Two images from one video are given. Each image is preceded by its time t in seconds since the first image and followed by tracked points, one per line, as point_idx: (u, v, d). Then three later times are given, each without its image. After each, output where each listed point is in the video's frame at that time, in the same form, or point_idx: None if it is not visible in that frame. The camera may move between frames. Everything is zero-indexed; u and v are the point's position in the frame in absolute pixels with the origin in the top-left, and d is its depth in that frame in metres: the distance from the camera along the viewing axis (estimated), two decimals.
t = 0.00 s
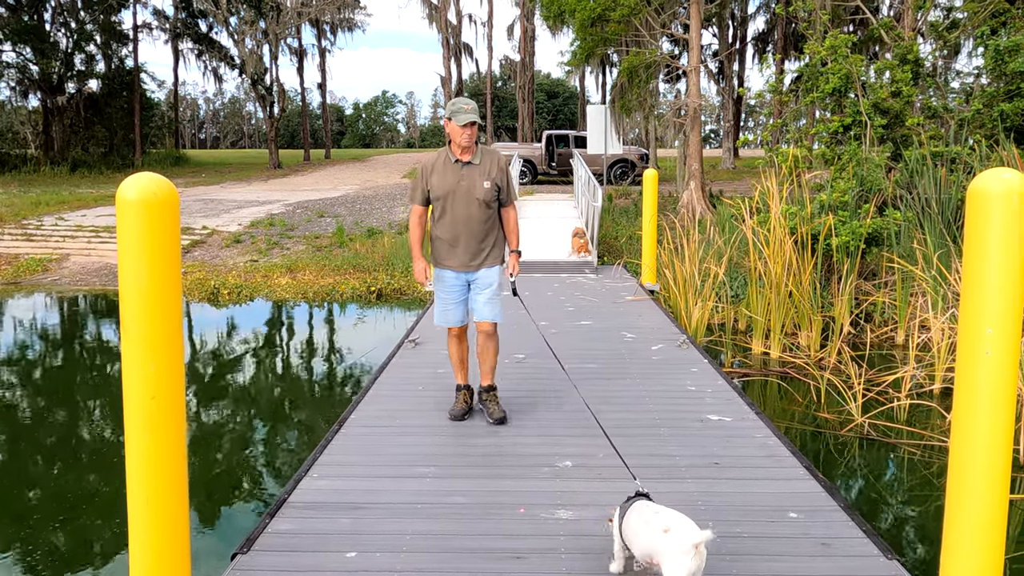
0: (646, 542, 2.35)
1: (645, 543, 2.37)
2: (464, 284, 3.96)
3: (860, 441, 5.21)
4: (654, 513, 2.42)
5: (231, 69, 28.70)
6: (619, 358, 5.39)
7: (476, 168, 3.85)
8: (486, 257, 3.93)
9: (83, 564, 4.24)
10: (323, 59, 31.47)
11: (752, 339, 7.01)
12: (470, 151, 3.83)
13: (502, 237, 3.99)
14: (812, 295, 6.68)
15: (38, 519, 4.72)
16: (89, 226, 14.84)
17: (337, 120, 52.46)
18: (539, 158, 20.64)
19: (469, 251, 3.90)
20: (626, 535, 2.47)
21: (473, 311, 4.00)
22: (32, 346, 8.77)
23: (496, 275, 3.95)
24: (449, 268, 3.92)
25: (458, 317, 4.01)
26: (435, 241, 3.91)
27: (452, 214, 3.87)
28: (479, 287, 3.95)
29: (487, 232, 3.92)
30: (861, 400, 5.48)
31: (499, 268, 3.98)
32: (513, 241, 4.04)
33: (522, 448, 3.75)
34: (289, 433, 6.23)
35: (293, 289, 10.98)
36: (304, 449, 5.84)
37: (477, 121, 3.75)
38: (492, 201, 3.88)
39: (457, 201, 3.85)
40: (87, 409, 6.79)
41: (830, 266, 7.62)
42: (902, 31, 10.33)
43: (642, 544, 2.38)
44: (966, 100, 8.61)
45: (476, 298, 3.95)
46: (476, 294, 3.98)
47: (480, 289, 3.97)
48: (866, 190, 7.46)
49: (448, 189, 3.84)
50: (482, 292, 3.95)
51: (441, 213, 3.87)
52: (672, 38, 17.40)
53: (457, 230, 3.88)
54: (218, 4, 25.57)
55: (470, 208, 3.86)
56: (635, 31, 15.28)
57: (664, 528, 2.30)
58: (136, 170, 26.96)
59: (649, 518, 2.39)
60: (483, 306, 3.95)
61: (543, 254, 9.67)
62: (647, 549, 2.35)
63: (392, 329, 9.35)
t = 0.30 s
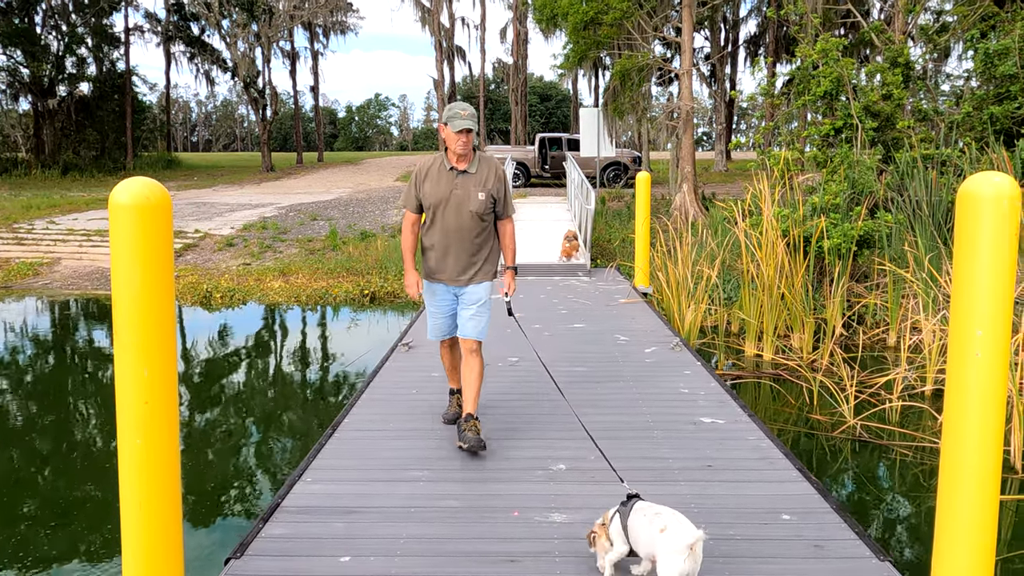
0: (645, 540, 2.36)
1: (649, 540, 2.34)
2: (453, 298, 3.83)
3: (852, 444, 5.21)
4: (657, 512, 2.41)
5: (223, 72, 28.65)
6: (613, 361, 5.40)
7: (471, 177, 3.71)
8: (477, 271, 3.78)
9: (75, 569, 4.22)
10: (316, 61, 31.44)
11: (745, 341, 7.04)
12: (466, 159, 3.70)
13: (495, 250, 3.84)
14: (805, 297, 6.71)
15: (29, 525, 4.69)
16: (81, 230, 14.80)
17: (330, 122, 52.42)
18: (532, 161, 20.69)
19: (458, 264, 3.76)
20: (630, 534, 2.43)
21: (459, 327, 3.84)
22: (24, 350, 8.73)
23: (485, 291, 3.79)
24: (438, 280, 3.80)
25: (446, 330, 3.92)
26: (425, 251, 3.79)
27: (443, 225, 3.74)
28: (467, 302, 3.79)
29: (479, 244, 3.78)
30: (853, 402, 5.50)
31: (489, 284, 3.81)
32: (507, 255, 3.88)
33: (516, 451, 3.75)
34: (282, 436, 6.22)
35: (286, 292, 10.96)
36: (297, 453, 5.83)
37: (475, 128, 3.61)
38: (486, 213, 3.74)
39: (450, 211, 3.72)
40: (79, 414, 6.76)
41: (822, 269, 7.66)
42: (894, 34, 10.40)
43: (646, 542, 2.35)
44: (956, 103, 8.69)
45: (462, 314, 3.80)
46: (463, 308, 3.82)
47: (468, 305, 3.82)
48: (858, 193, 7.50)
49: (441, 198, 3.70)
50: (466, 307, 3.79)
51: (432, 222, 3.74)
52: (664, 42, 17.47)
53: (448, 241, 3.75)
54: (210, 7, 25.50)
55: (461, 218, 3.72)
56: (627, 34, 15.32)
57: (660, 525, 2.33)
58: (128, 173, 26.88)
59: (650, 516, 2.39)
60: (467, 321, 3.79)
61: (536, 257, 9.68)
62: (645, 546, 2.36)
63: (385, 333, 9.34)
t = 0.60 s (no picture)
0: (643, 550, 2.35)
1: (641, 553, 2.35)
2: (452, 309, 3.69)
3: (847, 449, 5.23)
4: (650, 521, 2.42)
5: (218, 79, 28.66)
6: (608, 367, 5.41)
7: (473, 182, 3.56)
8: (475, 283, 3.63)
9: None
10: (311, 68, 31.47)
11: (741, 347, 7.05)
12: (470, 163, 3.56)
13: (497, 262, 3.68)
14: (799, 303, 6.73)
15: (24, 534, 4.66)
16: (76, 237, 14.77)
17: (326, 129, 52.47)
18: (528, 167, 20.72)
19: (455, 274, 3.62)
20: (624, 546, 2.43)
21: (460, 342, 3.70)
22: (18, 358, 8.70)
23: (486, 306, 3.64)
24: (435, 289, 3.66)
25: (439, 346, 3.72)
26: (423, 257, 3.67)
27: (442, 231, 3.61)
28: (467, 317, 3.66)
29: (478, 255, 3.62)
30: (848, 408, 5.51)
31: (490, 298, 3.66)
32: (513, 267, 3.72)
33: (511, 459, 3.75)
34: (278, 443, 6.20)
35: (281, 299, 10.95)
36: (294, 460, 5.82)
37: (480, 130, 3.47)
38: (487, 221, 3.58)
39: (449, 217, 3.58)
40: (74, 422, 6.74)
41: (817, 275, 7.68)
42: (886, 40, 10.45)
43: (639, 554, 2.36)
44: (948, 108, 8.73)
45: (462, 328, 3.66)
46: (464, 323, 3.68)
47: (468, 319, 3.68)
48: (852, 199, 7.52)
49: (440, 202, 3.58)
50: (470, 323, 3.65)
51: (430, 227, 3.62)
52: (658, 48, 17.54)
53: (445, 249, 3.61)
54: (205, 14, 25.56)
55: (460, 225, 3.58)
56: (622, 41, 15.38)
57: (658, 535, 2.32)
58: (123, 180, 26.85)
59: (646, 526, 2.39)
60: (470, 338, 3.66)
61: (531, 263, 9.68)
62: (642, 557, 2.35)
63: (380, 339, 9.34)
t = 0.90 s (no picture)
0: (636, 562, 2.32)
1: (638, 563, 2.31)
2: (446, 321, 3.65)
3: (843, 456, 5.23)
4: (644, 531, 2.39)
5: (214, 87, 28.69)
6: (603, 375, 5.40)
7: (470, 190, 3.53)
8: (470, 294, 3.60)
9: None
10: (308, 76, 31.52)
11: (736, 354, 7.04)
12: (466, 170, 3.53)
13: (493, 272, 3.66)
14: (795, 309, 6.73)
15: (17, 544, 4.63)
16: (71, 245, 14.74)
17: (322, 137, 52.50)
18: (524, 174, 20.74)
19: (450, 284, 3.58)
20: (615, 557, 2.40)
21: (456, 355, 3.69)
22: (13, 366, 8.67)
23: (481, 318, 3.63)
24: (430, 299, 3.62)
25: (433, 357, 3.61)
26: (417, 266, 3.63)
27: (437, 240, 3.57)
28: (462, 328, 3.63)
29: (474, 264, 3.59)
30: (843, 415, 5.51)
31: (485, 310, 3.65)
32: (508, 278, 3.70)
33: (505, 467, 3.74)
34: (274, 452, 6.18)
35: (276, 307, 10.93)
36: (290, 469, 5.79)
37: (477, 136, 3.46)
38: (484, 230, 3.55)
39: (444, 225, 3.54)
40: (69, 431, 6.71)
41: (812, 281, 7.68)
42: (880, 49, 10.50)
43: (632, 564, 2.33)
44: (942, 116, 8.77)
45: (457, 340, 3.65)
46: (459, 336, 3.65)
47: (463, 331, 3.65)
48: (847, 206, 7.53)
49: (436, 209, 3.54)
50: (466, 337, 3.63)
51: (425, 235, 3.58)
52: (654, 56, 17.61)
53: (441, 258, 3.57)
54: (202, 22, 25.64)
55: (455, 234, 3.54)
56: (617, 49, 15.44)
57: (654, 545, 2.30)
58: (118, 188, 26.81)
59: (640, 537, 2.36)
60: (467, 351, 3.64)
61: (526, 271, 9.67)
62: (635, 570, 2.32)
63: (376, 347, 9.32)
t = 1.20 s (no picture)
0: None
1: None
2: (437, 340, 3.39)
3: (837, 464, 5.19)
4: (625, 547, 2.34)
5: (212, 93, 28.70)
6: (596, 382, 5.37)
7: (461, 201, 3.35)
8: (462, 309, 3.40)
9: None
10: (306, 83, 31.56)
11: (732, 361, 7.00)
12: (456, 180, 3.34)
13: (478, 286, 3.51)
14: (790, 316, 6.71)
15: (10, 550, 4.59)
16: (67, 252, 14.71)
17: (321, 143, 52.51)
18: (521, 180, 20.73)
19: (446, 300, 3.35)
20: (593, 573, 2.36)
21: (445, 373, 3.45)
22: (11, 373, 8.66)
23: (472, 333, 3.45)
24: (424, 319, 3.33)
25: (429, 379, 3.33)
26: (405, 283, 3.32)
27: (431, 254, 3.31)
28: (454, 346, 3.41)
29: (466, 278, 3.40)
30: (837, 422, 5.48)
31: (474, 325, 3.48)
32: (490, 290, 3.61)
33: (493, 477, 3.70)
34: (271, 458, 6.13)
35: (272, 313, 10.89)
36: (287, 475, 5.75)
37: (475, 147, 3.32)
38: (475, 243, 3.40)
39: (440, 238, 3.31)
40: (64, 437, 6.68)
41: (807, 288, 7.64)
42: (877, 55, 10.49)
43: None
44: (938, 122, 8.75)
45: (451, 359, 3.41)
46: (450, 355, 3.42)
47: (454, 350, 3.42)
48: (842, 213, 7.48)
49: (431, 222, 3.29)
50: (459, 354, 3.42)
51: (417, 250, 3.30)
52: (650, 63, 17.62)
53: (437, 273, 3.31)
54: (200, 29, 25.69)
55: (451, 247, 3.33)
56: (613, 56, 15.45)
57: (634, 558, 2.26)
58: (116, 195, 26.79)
59: (620, 552, 2.32)
60: (459, 368, 3.43)
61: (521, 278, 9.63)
62: None
63: (373, 353, 9.29)
